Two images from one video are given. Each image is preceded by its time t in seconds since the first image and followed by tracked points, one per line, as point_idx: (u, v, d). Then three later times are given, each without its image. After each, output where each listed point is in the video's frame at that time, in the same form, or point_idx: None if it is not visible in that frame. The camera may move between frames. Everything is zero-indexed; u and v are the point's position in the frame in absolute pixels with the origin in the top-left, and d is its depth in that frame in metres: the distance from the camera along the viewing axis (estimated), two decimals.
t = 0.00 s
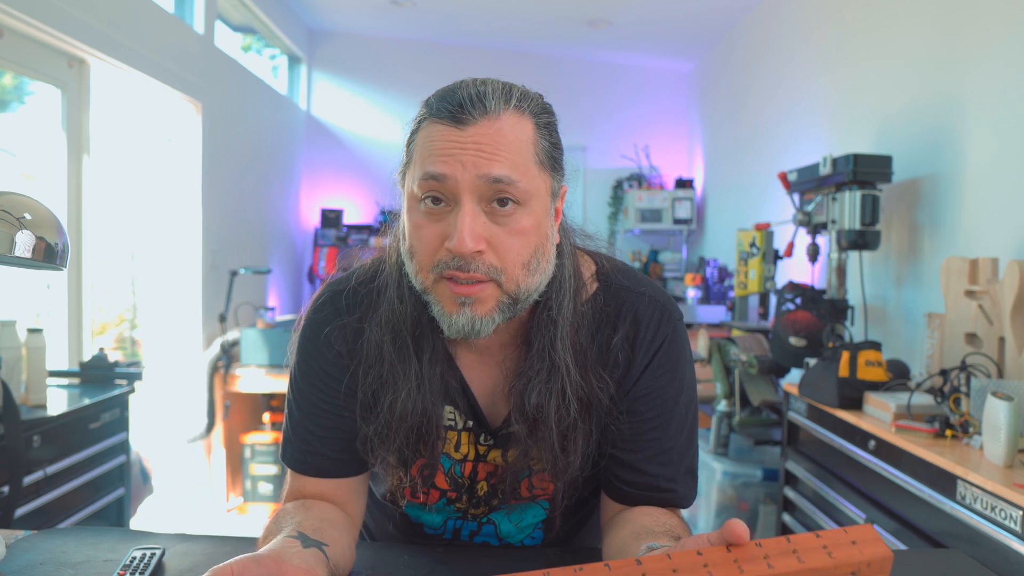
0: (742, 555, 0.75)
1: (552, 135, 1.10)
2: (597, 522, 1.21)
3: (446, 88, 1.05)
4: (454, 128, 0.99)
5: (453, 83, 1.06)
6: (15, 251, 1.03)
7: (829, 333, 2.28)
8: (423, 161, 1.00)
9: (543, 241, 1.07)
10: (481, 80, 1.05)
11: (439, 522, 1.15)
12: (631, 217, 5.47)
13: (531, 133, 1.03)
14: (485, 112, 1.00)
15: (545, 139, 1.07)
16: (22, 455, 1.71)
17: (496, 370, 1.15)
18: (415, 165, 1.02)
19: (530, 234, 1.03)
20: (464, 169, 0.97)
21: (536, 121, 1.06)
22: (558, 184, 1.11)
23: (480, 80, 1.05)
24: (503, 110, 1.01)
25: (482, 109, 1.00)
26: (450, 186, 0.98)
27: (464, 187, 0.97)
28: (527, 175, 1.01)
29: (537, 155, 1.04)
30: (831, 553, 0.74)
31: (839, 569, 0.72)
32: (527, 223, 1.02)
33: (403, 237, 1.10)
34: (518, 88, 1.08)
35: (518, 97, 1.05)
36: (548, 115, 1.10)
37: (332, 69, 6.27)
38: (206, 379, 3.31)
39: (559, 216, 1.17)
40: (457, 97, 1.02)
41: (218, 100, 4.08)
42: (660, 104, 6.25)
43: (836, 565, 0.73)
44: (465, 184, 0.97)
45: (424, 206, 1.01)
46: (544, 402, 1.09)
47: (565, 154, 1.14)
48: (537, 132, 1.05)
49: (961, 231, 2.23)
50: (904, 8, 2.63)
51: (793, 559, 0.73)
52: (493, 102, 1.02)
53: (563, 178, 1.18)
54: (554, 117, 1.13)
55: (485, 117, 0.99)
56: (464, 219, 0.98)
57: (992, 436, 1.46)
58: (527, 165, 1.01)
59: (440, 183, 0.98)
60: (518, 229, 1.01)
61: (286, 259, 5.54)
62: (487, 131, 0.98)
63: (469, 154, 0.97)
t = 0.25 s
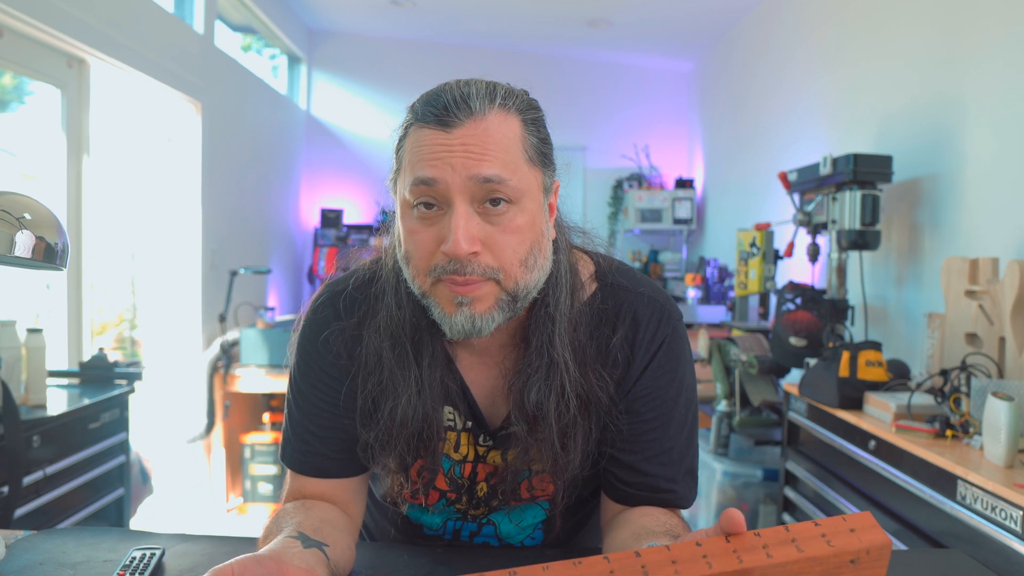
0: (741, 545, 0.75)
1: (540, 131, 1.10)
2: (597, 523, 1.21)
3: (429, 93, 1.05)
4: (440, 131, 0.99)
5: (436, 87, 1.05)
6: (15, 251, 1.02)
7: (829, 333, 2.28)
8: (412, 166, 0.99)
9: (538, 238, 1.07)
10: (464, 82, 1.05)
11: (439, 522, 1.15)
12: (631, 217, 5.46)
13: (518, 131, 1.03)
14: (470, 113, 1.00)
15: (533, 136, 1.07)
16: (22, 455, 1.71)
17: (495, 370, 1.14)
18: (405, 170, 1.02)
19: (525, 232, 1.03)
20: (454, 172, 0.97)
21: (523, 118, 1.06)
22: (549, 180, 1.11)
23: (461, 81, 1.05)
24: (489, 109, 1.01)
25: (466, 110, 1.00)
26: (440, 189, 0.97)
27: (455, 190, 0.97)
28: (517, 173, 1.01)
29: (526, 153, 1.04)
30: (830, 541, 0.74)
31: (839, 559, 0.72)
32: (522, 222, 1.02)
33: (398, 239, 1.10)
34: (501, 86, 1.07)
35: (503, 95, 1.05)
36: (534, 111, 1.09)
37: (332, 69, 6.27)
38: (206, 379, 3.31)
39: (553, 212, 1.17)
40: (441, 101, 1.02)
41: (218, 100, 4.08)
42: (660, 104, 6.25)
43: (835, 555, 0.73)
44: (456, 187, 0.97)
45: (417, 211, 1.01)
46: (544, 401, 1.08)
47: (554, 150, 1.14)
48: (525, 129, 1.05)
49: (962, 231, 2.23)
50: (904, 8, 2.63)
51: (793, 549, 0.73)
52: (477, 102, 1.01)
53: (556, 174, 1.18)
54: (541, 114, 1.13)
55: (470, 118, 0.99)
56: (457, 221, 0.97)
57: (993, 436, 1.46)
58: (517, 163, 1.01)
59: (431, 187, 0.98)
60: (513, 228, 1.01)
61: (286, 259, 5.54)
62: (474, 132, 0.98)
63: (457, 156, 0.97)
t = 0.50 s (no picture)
0: (736, 534, 0.78)
1: (541, 130, 1.10)
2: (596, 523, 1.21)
3: (430, 92, 1.05)
4: (441, 130, 0.99)
5: (437, 86, 1.05)
6: (15, 251, 1.02)
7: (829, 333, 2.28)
8: (414, 165, 0.99)
9: (539, 237, 1.07)
10: (465, 81, 1.05)
11: (439, 523, 1.14)
12: (631, 217, 5.46)
13: (519, 130, 1.03)
14: (472, 112, 0.99)
15: (534, 135, 1.07)
16: (22, 455, 1.71)
17: (495, 369, 1.15)
18: (406, 170, 1.02)
19: (526, 231, 1.03)
20: (455, 171, 0.97)
21: (524, 117, 1.05)
22: (550, 178, 1.11)
23: (463, 80, 1.05)
24: (490, 109, 1.01)
25: (467, 109, 1.00)
26: (442, 188, 0.97)
27: (457, 190, 0.97)
28: (518, 172, 1.01)
29: (527, 152, 1.03)
30: (824, 529, 0.78)
31: (833, 546, 0.76)
32: (523, 221, 1.02)
33: (399, 238, 1.10)
34: (502, 86, 1.07)
35: (504, 94, 1.05)
36: (534, 109, 1.09)
37: (332, 69, 6.27)
38: (206, 379, 3.32)
39: (554, 211, 1.17)
40: (442, 100, 1.02)
41: (218, 100, 4.08)
42: (660, 104, 6.25)
43: (830, 542, 0.76)
44: (458, 187, 0.97)
45: (419, 211, 1.01)
46: (544, 400, 1.08)
47: (555, 149, 1.14)
48: (526, 128, 1.05)
49: (962, 231, 2.23)
50: (904, 8, 2.63)
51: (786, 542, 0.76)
52: (479, 101, 1.01)
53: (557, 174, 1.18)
54: (541, 113, 1.13)
55: (472, 117, 0.99)
56: (459, 220, 0.97)
57: (993, 436, 1.46)
58: (518, 162, 1.01)
59: (432, 186, 0.98)
60: (514, 226, 1.01)
61: (286, 259, 5.54)
62: (475, 131, 0.98)
63: (459, 155, 0.97)
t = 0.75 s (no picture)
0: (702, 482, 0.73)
1: (548, 127, 1.10)
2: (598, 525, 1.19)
3: (441, 85, 1.05)
4: (453, 122, 0.99)
5: (448, 80, 1.06)
6: (14, 251, 1.02)
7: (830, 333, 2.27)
8: (423, 156, 0.99)
9: (546, 233, 1.07)
10: (476, 77, 1.06)
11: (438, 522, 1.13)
12: (631, 217, 5.46)
13: (529, 126, 1.03)
14: (484, 105, 1.00)
15: (542, 131, 1.07)
16: (21, 455, 1.71)
17: (496, 367, 1.15)
18: (415, 162, 1.02)
19: (534, 225, 1.03)
20: (467, 162, 0.96)
21: (532, 113, 1.06)
22: (556, 175, 1.11)
23: (474, 75, 1.05)
24: (501, 103, 1.01)
25: (479, 103, 1.00)
26: (453, 179, 0.97)
27: (467, 181, 0.96)
28: (528, 167, 1.01)
29: (536, 148, 1.04)
30: (811, 477, 0.70)
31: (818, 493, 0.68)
32: (531, 215, 1.02)
33: (404, 233, 1.10)
34: (512, 83, 1.08)
35: (513, 91, 1.06)
36: (543, 107, 1.10)
37: (331, 69, 6.27)
38: (206, 379, 3.33)
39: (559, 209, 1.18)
40: (454, 94, 1.02)
41: (218, 100, 4.08)
42: (660, 104, 6.25)
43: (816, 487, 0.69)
44: (469, 177, 0.96)
45: (427, 202, 1.00)
46: (545, 397, 1.09)
47: (561, 147, 1.14)
48: (535, 124, 1.05)
49: (962, 231, 2.23)
50: (904, 8, 2.63)
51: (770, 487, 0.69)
52: (490, 96, 1.02)
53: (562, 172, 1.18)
54: (548, 110, 1.13)
55: (483, 110, 0.99)
56: (468, 212, 0.97)
57: (993, 436, 1.46)
58: (528, 157, 1.01)
59: (442, 177, 0.97)
60: (523, 220, 1.01)
61: (286, 259, 5.54)
62: (487, 124, 0.98)
63: (471, 147, 0.97)
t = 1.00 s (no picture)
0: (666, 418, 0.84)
1: (557, 127, 1.10)
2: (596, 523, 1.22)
3: (453, 80, 1.06)
4: (465, 118, 0.99)
5: (461, 76, 1.06)
6: (14, 250, 1.02)
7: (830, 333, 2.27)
8: (434, 151, 0.99)
9: (553, 232, 1.06)
10: (489, 73, 1.06)
11: (439, 523, 1.13)
12: (632, 217, 5.46)
13: (539, 124, 1.04)
14: (496, 102, 1.00)
15: (552, 130, 1.08)
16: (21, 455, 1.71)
17: (498, 367, 1.15)
18: (424, 156, 1.02)
19: (541, 224, 1.02)
20: (478, 158, 0.97)
21: (543, 112, 1.07)
22: (563, 176, 1.12)
23: (487, 72, 1.06)
24: (514, 100, 1.02)
25: (492, 99, 1.01)
26: (463, 175, 0.97)
27: (477, 177, 0.97)
28: (537, 164, 1.01)
29: (545, 146, 1.04)
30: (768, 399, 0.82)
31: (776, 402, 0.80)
32: (538, 214, 1.01)
33: (409, 230, 1.10)
34: (524, 82, 1.09)
35: (526, 89, 1.07)
36: (553, 106, 1.11)
37: (331, 69, 6.27)
38: (206, 379, 3.34)
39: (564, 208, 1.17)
40: (467, 89, 1.03)
41: (218, 100, 4.08)
42: (660, 104, 6.25)
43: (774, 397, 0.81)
44: (479, 173, 0.97)
45: (436, 198, 1.00)
46: (547, 397, 1.08)
47: (569, 147, 1.14)
48: (545, 123, 1.06)
49: (962, 231, 2.23)
50: (904, 8, 2.63)
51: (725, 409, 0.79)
52: (503, 92, 1.03)
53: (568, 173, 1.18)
54: (558, 110, 1.14)
55: (496, 106, 1.00)
56: (478, 209, 0.97)
57: (993, 436, 1.46)
58: (537, 155, 1.01)
59: (453, 172, 0.98)
60: (530, 219, 1.00)
61: (286, 259, 5.54)
62: (498, 121, 0.99)
63: (482, 143, 0.97)
